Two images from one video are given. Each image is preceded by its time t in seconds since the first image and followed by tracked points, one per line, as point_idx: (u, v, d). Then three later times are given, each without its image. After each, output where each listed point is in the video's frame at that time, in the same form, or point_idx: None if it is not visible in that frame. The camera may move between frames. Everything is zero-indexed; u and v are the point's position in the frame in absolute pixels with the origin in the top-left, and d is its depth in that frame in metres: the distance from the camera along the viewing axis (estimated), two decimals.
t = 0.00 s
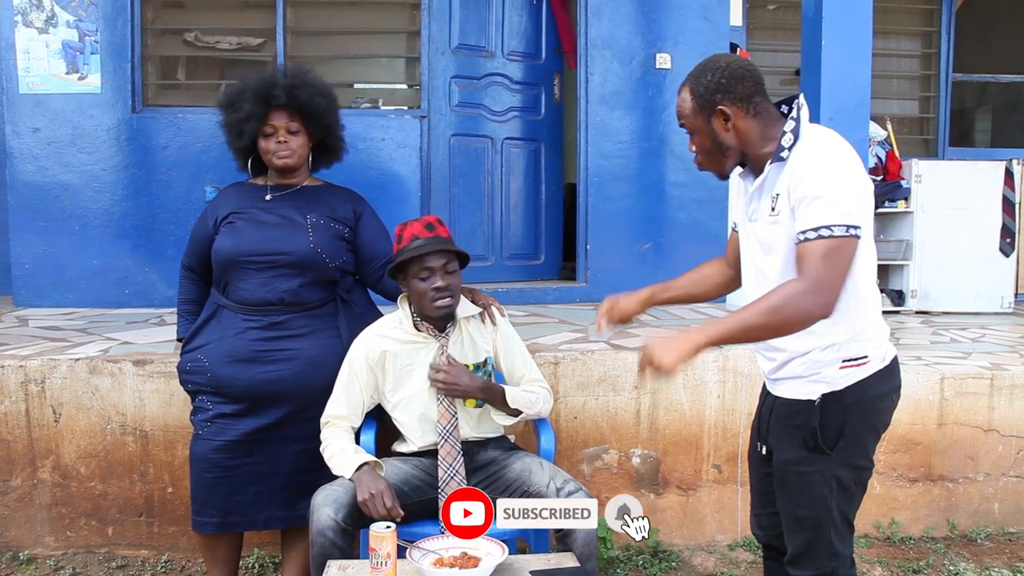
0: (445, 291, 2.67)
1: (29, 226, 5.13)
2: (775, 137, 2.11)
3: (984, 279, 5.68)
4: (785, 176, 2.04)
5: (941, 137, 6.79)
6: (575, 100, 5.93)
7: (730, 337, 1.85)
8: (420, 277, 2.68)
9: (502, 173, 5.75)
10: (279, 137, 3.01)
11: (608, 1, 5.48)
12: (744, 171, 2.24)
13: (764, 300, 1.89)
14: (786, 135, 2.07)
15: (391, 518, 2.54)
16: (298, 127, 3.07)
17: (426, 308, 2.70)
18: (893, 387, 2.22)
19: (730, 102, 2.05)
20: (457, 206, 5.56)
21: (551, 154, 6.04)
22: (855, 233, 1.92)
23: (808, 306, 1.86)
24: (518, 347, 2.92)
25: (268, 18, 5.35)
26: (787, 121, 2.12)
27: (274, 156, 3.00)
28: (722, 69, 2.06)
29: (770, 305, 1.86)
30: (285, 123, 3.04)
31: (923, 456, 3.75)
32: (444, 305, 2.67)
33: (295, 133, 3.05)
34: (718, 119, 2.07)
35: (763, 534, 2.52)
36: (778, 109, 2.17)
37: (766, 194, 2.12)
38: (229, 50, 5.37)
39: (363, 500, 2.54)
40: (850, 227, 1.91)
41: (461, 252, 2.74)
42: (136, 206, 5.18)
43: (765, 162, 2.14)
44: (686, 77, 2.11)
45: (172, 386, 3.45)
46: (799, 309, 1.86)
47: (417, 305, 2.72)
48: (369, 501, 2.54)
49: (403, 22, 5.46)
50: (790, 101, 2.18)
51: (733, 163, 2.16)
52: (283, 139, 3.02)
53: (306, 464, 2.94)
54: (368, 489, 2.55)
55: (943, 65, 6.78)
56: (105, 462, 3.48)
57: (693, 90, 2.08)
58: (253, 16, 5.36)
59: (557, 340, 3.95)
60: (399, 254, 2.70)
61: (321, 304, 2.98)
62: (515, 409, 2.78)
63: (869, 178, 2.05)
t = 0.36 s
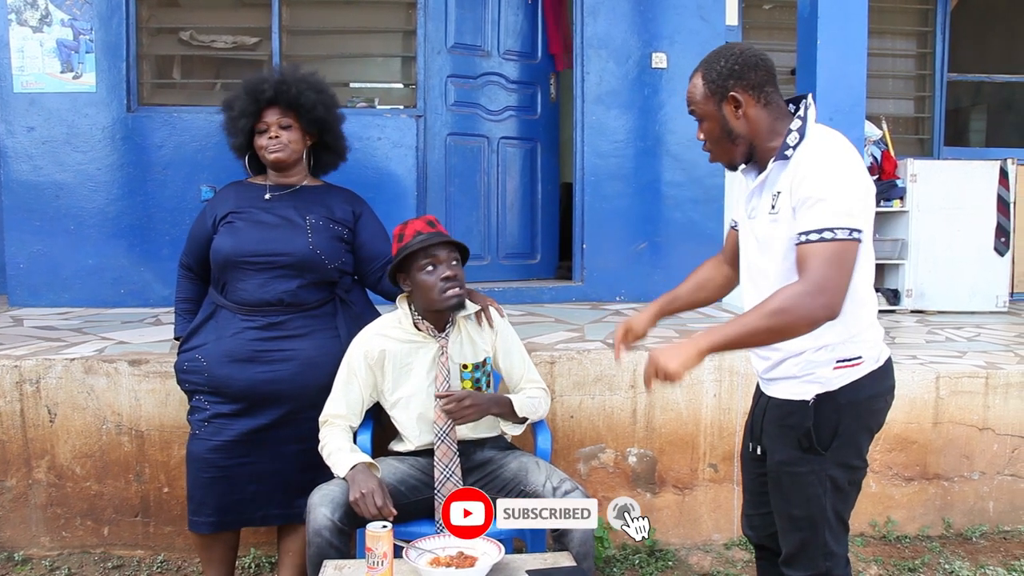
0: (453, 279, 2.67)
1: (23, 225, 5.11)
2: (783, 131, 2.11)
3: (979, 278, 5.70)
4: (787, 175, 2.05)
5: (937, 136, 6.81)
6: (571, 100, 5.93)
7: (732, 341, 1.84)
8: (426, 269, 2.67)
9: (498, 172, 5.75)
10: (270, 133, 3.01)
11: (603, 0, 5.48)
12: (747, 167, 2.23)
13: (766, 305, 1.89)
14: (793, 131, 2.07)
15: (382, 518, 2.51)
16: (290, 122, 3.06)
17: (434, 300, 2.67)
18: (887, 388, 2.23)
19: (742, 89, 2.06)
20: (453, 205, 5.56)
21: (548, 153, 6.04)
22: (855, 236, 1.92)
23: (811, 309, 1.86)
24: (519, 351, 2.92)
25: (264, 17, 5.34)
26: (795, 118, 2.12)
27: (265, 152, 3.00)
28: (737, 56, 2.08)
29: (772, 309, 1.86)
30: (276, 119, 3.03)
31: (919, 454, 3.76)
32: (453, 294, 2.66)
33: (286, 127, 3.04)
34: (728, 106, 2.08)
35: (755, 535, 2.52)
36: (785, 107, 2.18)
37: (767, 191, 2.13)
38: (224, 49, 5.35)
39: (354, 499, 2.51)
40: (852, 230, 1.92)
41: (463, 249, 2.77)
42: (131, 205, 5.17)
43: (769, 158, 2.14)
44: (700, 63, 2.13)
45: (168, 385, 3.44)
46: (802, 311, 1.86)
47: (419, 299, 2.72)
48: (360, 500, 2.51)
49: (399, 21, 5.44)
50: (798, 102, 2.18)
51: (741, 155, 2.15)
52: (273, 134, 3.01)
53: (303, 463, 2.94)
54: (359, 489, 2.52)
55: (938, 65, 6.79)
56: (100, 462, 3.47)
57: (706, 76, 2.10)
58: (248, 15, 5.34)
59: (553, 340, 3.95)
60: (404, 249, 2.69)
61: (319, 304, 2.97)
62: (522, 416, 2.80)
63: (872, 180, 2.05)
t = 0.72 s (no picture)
0: (456, 286, 2.67)
1: (21, 226, 5.10)
2: (795, 128, 2.12)
3: (977, 279, 5.71)
4: (795, 168, 2.06)
5: (935, 136, 6.82)
6: (569, 100, 5.93)
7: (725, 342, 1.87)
8: (431, 272, 2.65)
9: (497, 172, 5.75)
10: (265, 136, 3.03)
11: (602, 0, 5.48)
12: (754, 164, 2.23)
13: (759, 304, 1.90)
14: (806, 127, 2.08)
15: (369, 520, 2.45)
16: (285, 122, 3.05)
17: (437, 305, 2.66)
18: (882, 389, 2.24)
19: (752, 88, 2.06)
20: (452, 206, 5.57)
21: (547, 153, 6.03)
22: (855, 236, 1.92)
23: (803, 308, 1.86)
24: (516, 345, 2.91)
25: (263, 17, 5.34)
26: (808, 116, 2.12)
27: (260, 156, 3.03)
28: (745, 56, 2.08)
29: (764, 308, 1.87)
30: (271, 122, 3.04)
31: (917, 455, 3.76)
32: (456, 300, 2.67)
33: (281, 130, 3.03)
34: (739, 106, 2.08)
35: (752, 535, 2.52)
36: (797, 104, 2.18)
37: (773, 182, 2.14)
38: (222, 49, 5.35)
39: (342, 501, 2.46)
40: (849, 229, 1.91)
41: (466, 250, 2.76)
42: (130, 206, 5.16)
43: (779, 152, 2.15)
44: (707, 66, 2.13)
45: (167, 386, 3.44)
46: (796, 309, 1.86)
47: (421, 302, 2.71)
48: (347, 502, 2.46)
49: (398, 21, 5.45)
50: (815, 99, 2.18)
51: (755, 154, 2.16)
52: (267, 138, 3.02)
53: (302, 464, 2.94)
54: (349, 490, 2.46)
55: (936, 65, 6.80)
56: (99, 462, 3.47)
57: (714, 78, 2.10)
58: (247, 15, 5.34)
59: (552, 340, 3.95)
60: (409, 250, 2.66)
61: (319, 305, 2.97)
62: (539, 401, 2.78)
63: (880, 182, 2.03)
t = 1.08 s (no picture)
0: (458, 312, 2.55)
1: (18, 225, 5.10)
2: (795, 126, 2.12)
3: (974, 279, 5.71)
4: (798, 167, 2.06)
5: (932, 136, 6.83)
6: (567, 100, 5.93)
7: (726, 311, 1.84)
8: (432, 297, 2.53)
9: (494, 172, 5.75)
10: (259, 135, 3.02)
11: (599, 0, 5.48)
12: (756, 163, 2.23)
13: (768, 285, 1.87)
14: (808, 126, 2.08)
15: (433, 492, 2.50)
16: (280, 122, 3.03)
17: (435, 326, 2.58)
18: (878, 389, 2.23)
19: (757, 87, 2.07)
20: (449, 206, 5.57)
21: (544, 153, 6.03)
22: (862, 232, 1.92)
23: (808, 298, 1.85)
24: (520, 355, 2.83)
25: (260, 17, 5.34)
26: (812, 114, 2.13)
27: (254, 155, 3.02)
28: (751, 55, 2.08)
29: (772, 290, 1.85)
30: (265, 121, 3.03)
31: (914, 454, 3.77)
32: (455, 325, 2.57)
33: (274, 129, 3.02)
34: (743, 104, 2.08)
35: (750, 535, 2.53)
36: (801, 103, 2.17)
37: (776, 180, 2.14)
38: (220, 49, 5.35)
39: (399, 482, 2.48)
40: (857, 226, 1.91)
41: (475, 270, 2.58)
42: (126, 205, 5.16)
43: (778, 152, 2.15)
44: (712, 62, 2.13)
45: (164, 386, 3.44)
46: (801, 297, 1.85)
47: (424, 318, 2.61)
48: (405, 481, 2.48)
49: (395, 21, 5.46)
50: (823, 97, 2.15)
51: (754, 154, 2.15)
52: (260, 137, 3.01)
53: (300, 464, 2.94)
54: (402, 471, 2.47)
55: (933, 65, 6.81)
56: (95, 462, 3.47)
57: (720, 74, 2.10)
58: (244, 15, 5.34)
59: (550, 340, 3.95)
60: (409, 271, 2.53)
61: (315, 305, 2.96)
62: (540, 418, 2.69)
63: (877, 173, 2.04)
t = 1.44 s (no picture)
0: (458, 335, 2.50)
1: (17, 225, 5.09)
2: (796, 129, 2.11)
3: (973, 279, 5.72)
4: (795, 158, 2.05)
5: (931, 136, 6.84)
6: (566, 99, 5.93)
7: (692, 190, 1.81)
8: (432, 321, 2.48)
9: (493, 172, 5.74)
10: (269, 136, 3.01)
11: None
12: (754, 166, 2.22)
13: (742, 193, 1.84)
14: (808, 123, 2.08)
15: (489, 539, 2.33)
16: (291, 126, 3.05)
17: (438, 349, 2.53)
18: (885, 389, 2.24)
19: (762, 88, 2.06)
20: (449, 206, 5.56)
21: (543, 153, 6.03)
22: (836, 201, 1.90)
23: (754, 220, 1.79)
24: (526, 368, 2.77)
25: (259, 17, 5.33)
26: (812, 113, 2.13)
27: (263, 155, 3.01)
28: (754, 57, 2.08)
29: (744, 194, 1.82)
30: (276, 123, 3.03)
31: (913, 454, 3.77)
32: (457, 348, 2.52)
33: (286, 134, 3.03)
34: (749, 105, 2.06)
35: (753, 534, 2.53)
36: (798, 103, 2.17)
37: (777, 176, 2.13)
38: (219, 49, 5.35)
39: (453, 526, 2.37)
40: (831, 191, 1.89)
41: (474, 289, 2.52)
42: (125, 205, 5.15)
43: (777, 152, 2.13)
44: (715, 63, 2.11)
45: (163, 386, 3.44)
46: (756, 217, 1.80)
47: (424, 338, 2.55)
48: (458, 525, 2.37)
49: (395, 21, 5.48)
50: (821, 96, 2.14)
51: (754, 157, 2.13)
52: (273, 138, 3.01)
53: (299, 464, 2.94)
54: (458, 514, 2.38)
55: (932, 65, 6.81)
56: (95, 462, 3.46)
57: (724, 75, 2.07)
58: (243, 14, 5.34)
59: (549, 340, 3.95)
60: (407, 295, 2.47)
61: (315, 304, 2.96)
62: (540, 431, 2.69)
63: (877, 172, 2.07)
